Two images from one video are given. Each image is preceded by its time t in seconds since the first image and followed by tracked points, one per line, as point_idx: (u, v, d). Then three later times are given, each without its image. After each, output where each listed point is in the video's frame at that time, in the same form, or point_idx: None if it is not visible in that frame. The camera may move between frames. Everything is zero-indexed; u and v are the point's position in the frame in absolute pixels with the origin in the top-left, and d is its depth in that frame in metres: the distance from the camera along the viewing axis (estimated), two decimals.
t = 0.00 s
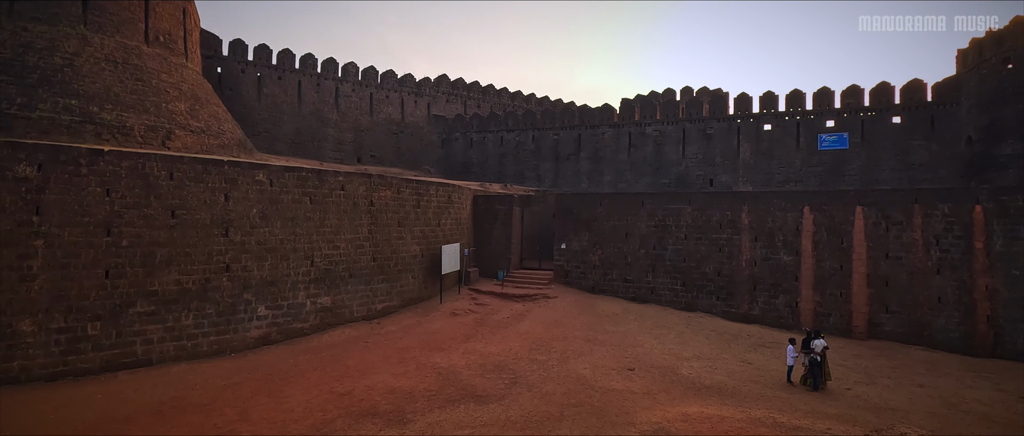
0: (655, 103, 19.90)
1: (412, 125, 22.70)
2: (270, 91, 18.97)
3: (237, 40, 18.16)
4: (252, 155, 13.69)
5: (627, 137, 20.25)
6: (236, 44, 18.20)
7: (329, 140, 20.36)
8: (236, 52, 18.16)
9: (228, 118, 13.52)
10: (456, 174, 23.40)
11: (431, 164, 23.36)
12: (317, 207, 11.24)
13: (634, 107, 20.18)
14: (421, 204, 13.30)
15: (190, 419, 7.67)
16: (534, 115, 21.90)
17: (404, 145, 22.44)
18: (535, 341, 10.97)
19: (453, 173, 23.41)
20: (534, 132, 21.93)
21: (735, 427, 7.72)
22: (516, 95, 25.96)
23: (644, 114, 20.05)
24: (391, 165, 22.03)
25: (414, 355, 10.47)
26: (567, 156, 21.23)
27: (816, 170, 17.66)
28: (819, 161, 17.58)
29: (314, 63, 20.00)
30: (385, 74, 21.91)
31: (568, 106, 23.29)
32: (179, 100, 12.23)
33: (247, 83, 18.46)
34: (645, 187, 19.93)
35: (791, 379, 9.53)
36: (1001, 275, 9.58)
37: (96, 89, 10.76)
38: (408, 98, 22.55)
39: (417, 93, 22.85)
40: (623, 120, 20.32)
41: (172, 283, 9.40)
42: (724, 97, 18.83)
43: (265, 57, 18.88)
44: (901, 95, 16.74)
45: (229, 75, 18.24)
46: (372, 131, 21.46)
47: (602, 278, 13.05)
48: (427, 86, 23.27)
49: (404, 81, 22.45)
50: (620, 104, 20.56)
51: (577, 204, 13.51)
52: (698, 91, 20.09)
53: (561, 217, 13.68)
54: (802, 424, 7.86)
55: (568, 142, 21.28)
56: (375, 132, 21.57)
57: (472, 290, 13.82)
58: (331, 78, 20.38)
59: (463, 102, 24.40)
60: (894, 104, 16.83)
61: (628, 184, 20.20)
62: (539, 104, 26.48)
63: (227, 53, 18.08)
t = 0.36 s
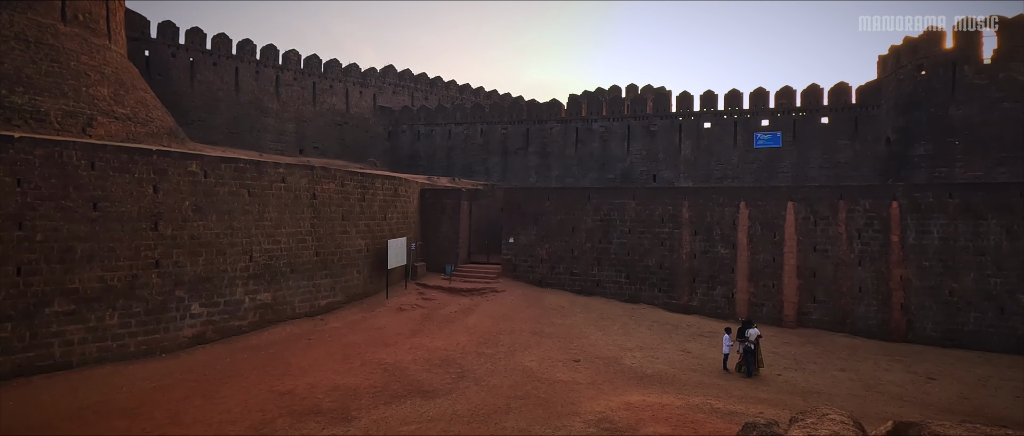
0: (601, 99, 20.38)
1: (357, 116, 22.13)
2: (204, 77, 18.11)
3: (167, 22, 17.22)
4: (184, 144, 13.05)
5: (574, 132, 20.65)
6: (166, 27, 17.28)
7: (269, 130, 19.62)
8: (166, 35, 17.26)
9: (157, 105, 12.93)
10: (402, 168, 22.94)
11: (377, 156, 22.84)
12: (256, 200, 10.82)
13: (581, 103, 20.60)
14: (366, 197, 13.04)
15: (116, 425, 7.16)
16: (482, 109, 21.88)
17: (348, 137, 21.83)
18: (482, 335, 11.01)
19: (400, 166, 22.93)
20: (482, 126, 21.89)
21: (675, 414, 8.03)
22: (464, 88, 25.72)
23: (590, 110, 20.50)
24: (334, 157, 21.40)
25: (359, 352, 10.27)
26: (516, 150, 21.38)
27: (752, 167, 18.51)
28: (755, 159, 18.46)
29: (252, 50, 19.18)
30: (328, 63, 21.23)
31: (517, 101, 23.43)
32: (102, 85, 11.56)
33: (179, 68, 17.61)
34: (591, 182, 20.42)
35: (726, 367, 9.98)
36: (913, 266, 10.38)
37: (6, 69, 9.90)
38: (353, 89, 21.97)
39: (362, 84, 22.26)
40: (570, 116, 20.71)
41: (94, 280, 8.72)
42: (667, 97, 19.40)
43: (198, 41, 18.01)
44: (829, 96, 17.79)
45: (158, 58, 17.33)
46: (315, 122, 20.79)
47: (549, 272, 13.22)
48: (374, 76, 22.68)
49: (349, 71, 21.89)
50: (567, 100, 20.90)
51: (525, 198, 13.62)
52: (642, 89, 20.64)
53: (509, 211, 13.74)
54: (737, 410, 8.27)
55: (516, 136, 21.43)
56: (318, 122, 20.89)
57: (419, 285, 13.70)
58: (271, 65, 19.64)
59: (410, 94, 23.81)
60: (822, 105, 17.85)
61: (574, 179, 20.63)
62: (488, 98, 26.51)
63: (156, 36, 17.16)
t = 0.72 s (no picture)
0: (545, 94, 20.68)
1: (295, 106, 21.39)
2: (125, 60, 16.98)
3: None
4: (100, 132, 12.18)
5: (518, 126, 20.82)
6: (82, 5, 16.06)
7: (200, 118, 18.67)
8: (81, 13, 16.04)
9: (72, 89, 11.99)
10: (343, 159, 22.52)
11: (316, 148, 22.24)
12: (184, 192, 10.22)
13: (525, 97, 20.82)
14: (305, 190, 12.64)
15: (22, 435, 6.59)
16: (425, 101, 21.72)
17: (286, 127, 21.11)
18: (425, 330, 10.91)
19: (340, 158, 22.50)
20: (425, 118, 21.70)
21: (614, 402, 8.26)
22: (406, 79, 25.50)
23: (534, 104, 20.77)
24: (271, 147, 20.62)
25: (296, 349, 9.94)
26: (460, 142, 21.28)
27: (689, 163, 19.19)
28: (691, 155, 19.16)
29: (180, 33, 18.10)
30: (264, 49, 20.35)
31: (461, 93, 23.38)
32: (5, 65, 10.59)
33: (96, 50, 16.45)
34: (534, 176, 20.68)
35: (663, 356, 10.32)
36: (833, 257, 11.07)
37: None
38: (290, 77, 21.15)
39: (301, 72, 21.48)
40: (514, 109, 20.87)
41: None
42: (609, 91, 19.89)
43: (119, 21, 16.85)
44: (760, 96, 18.60)
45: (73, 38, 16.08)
46: (250, 110, 19.93)
47: (492, 266, 13.24)
48: (313, 64, 21.94)
49: (287, 58, 21.06)
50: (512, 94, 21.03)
51: (469, 191, 13.57)
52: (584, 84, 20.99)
53: (453, 204, 13.65)
54: (673, 396, 8.59)
55: (460, 129, 21.33)
56: (253, 110, 20.03)
57: (360, 279, 13.41)
58: (201, 49, 18.61)
59: (351, 83, 23.38)
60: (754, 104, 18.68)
61: (518, 173, 20.83)
62: (431, 89, 26.35)
63: (70, 14, 15.90)
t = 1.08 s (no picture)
0: (495, 88, 20.84)
1: (233, 94, 20.45)
2: (41, 41, 15.72)
3: None
4: (10, 117, 11.26)
5: (468, 119, 20.83)
6: None
7: (128, 105, 17.73)
8: None
9: None
10: (286, 150, 21.78)
11: (257, 138, 21.43)
12: (110, 184, 9.54)
13: (474, 91, 20.87)
14: (244, 182, 12.14)
15: None
16: (372, 92, 21.37)
17: (223, 117, 20.17)
18: (371, 325, 10.71)
19: (283, 149, 21.76)
20: (373, 110, 21.36)
21: (561, 393, 8.39)
22: (353, 70, 24.61)
23: (484, 98, 20.86)
24: (207, 137, 19.75)
25: (235, 348, 9.52)
26: (408, 135, 21.14)
27: (633, 159, 20.04)
28: (637, 150, 19.98)
29: (104, 14, 16.97)
30: (198, 34, 19.43)
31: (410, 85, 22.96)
32: None
33: (8, 29, 15.15)
34: (484, 169, 20.88)
35: (609, 346, 10.56)
36: (768, 249, 11.63)
37: None
38: (228, 64, 20.23)
39: (239, 59, 20.58)
40: (464, 103, 20.85)
41: None
42: (557, 87, 20.50)
43: None
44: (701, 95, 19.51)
45: None
46: (183, 98, 19.06)
47: (441, 260, 13.16)
48: (252, 51, 20.99)
49: (224, 44, 20.06)
50: (461, 87, 21.02)
51: (417, 185, 13.42)
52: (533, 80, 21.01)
53: (402, 198, 13.46)
54: (618, 385, 8.81)
55: (408, 121, 21.19)
56: (187, 98, 19.15)
57: (304, 274, 13.03)
58: (129, 32, 17.57)
59: (295, 73, 22.51)
60: (695, 103, 19.54)
61: (468, 167, 20.94)
62: (380, 81, 25.74)
63: None
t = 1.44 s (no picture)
0: (445, 82, 21.01)
1: (166, 81, 19.39)
2: None
3: None
4: None
5: (418, 113, 20.89)
6: None
7: (45, 91, 16.41)
8: None
9: None
10: (223, 141, 20.96)
11: (192, 128, 20.43)
12: (26, 175, 8.76)
13: (424, 84, 20.92)
14: (178, 175, 11.53)
15: None
16: (317, 83, 20.82)
17: (155, 104, 19.09)
18: (317, 323, 10.43)
19: (220, 139, 20.92)
20: (318, 101, 20.86)
21: (510, 387, 8.44)
22: (297, 59, 23.91)
23: (433, 91, 20.98)
24: (136, 126, 18.66)
25: (169, 349, 9.03)
26: (355, 127, 20.81)
27: (583, 155, 20.73)
28: (585, 146, 20.69)
29: None
30: (126, 15, 18.22)
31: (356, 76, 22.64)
32: None
33: None
34: (434, 163, 20.99)
35: (558, 340, 10.70)
36: (709, 243, 12.09)
37: None
38: (159, 49, 19.14)
39: (172, 44, 19.53)
40: (413, 96, 20.90)
41: None
42: (507, 82, 20.89)
43: None
44: (647, 92, 20.53)
45: None
46: (110, 83, 17.89)
47: (389, 255, 12.95)
48: (187, 36, 19.98)
49: (155, 27, 18.98)
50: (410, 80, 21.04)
51: (365, 179, 13.13)
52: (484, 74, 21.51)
53: (349, 192, 13.15)
54: (566, 378, 8.95)
55: (355, 114, 20.85)
56: (113, 84, 17.98)
57: (245, 271, 12.52)
58: (47, 11, 16.12)
59: (234, 61, 21.62)
60: (641, 100, 20.59)
61: (417, 160, 20.97)
62: (325, 71, 25.18)
63: None
